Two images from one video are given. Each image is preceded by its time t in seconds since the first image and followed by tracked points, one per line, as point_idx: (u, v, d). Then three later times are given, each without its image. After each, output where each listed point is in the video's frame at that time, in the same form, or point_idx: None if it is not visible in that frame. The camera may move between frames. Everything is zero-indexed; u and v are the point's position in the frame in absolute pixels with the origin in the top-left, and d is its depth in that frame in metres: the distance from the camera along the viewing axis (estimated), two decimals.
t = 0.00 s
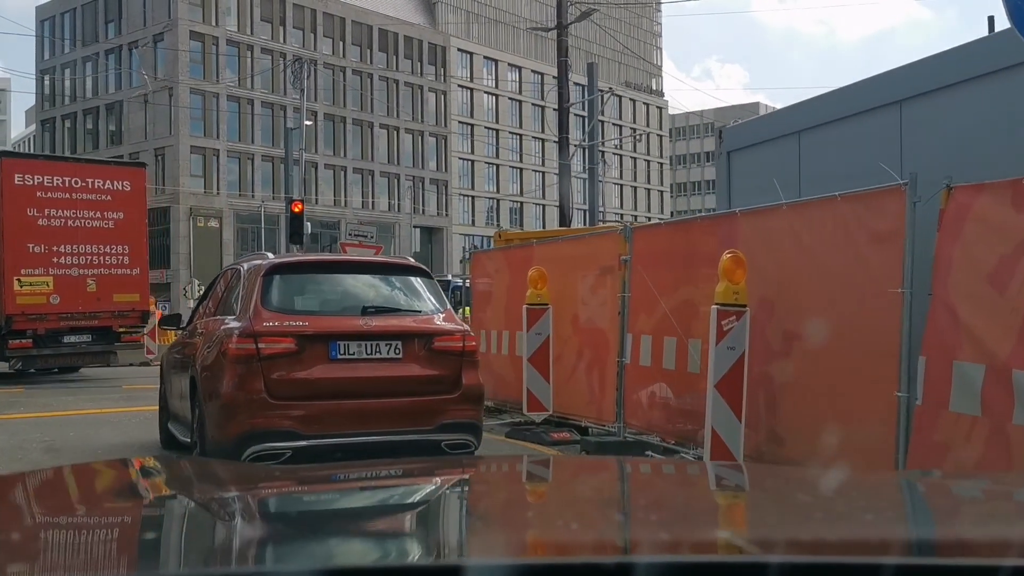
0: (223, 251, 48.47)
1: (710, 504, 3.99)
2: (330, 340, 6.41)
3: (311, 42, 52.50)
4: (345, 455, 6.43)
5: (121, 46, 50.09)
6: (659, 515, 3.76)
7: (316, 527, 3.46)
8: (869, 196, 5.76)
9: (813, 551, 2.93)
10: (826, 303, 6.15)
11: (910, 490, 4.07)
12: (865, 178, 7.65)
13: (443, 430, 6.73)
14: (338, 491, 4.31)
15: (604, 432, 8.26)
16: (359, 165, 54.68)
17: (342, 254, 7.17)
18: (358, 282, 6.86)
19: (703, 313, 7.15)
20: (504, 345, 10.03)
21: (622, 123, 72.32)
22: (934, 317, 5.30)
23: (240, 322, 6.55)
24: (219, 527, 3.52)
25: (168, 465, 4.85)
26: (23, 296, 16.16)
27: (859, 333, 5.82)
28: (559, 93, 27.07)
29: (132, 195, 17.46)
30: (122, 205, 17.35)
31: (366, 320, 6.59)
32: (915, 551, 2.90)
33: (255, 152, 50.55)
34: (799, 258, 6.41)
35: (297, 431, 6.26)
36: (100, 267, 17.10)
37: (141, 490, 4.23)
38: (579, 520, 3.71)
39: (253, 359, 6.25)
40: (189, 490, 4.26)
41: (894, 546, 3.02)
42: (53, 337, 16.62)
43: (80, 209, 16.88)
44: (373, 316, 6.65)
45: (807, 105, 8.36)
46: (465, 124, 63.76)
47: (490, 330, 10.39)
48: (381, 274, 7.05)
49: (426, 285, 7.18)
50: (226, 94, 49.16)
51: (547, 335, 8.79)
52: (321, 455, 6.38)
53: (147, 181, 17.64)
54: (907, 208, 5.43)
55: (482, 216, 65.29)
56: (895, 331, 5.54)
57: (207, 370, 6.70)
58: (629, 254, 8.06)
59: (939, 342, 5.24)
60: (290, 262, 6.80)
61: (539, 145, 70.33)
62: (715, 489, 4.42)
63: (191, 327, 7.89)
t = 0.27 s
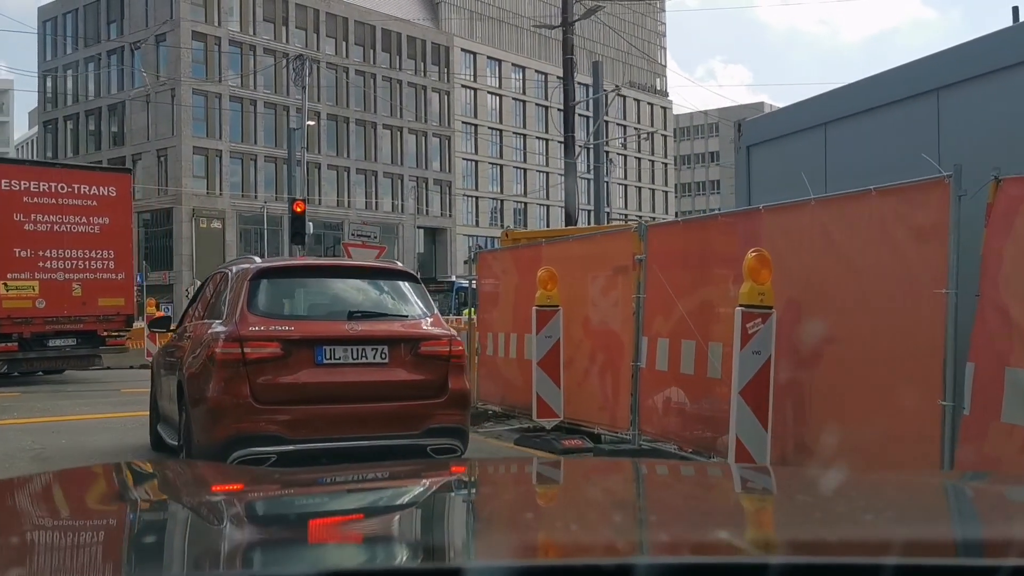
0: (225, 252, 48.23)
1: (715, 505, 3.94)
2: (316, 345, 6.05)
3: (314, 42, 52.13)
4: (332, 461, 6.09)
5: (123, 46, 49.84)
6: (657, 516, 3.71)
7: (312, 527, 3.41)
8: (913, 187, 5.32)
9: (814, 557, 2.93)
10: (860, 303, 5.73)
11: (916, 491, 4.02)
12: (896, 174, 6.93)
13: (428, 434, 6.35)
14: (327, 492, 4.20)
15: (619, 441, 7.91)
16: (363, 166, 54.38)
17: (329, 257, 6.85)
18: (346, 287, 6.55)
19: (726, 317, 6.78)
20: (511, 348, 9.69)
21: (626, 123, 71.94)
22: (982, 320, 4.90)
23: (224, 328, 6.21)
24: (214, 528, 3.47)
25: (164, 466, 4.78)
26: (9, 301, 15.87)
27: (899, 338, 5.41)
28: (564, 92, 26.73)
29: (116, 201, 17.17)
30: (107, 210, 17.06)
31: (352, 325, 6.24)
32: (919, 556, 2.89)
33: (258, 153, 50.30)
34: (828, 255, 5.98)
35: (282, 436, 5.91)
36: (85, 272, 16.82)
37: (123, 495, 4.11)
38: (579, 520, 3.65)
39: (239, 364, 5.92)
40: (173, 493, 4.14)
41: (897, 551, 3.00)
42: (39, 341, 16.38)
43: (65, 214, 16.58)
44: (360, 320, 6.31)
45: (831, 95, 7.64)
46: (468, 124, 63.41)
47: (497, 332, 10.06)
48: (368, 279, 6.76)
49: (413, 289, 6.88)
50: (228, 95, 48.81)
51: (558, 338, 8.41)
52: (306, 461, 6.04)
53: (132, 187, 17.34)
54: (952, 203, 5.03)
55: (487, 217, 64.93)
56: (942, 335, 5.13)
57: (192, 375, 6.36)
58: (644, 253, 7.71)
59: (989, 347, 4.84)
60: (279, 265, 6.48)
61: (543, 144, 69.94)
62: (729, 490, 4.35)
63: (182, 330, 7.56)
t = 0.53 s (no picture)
0: (228, 254, 47.99)
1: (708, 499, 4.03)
2: (302, 346, 5.91)
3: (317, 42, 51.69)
4: (319, 462, 5.95)
5: (126, 47, 49.62)
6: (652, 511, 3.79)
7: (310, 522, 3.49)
8: (956, 179, 4.89)
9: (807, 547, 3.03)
10: (900, 306, 5.23)
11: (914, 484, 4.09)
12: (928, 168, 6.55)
13: (416, 438, 6.17)
14: (316, 493, 4.27)
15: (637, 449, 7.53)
16: (366, 167, 54.09)
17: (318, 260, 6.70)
18: (335, 289, 6.40)
19: (749, 319, 6.40)
20: (520, 351, 9.33)
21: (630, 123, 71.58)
22: None
23: (211, 328, 6.06)
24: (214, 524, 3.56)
25: (163, 469, 4.92)
26: None
27: (936, 339, 5.00)
28: (571, 91, 26.41)
29: (107, 208, 16.87)
30: (98, 218, 16.77)
31: (338, 327, 6.07)
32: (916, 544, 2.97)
33: (261, 154, 50.09)
34: (862, 253, 5.48)
35: (269, 439, 5.76)
36: (73, 277, 16.54)
37: (117, 497, 4.17)
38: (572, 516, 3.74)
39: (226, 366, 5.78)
40: (164, 496, 4.20)
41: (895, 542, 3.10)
42: (25, 345, 16.12)
43: (55, 220, 16.29)
44: (347, 322, 6.15)
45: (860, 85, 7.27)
46: (472, 125, 63.07)
47: (506, 335, 9.70)
48: (355, 281, 6.60)
49: (401, 290, 6.72)
50: (231, 95, 48.58)
51: (568, 342, 8.11)
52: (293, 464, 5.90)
53: (123, 195, 17.06)
54: (1007, 195, 4.60)
55: (490, 217, 64.57)
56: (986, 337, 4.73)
57: (179, 378, 6.18)
58: (660, 253, 7.36)
59: None
60: (267, 267, 6.33)
61: (548, 145, 69.60)
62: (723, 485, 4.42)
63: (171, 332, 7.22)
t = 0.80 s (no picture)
0: (232, 255, 47.70)
1: (715, 507, 3.97)
2: (292, 350, 5.62)
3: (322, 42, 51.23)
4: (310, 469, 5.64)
5: (129, 47, 49.32)
6: (654, 520, 3.74)
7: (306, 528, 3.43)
8: (1014, 169, 4.46)
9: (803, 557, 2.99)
10: (945, 307, 4.84)
11: (917, 493, 4.05)
12: (957, 162, 6.04)
13: (407, 443, 5.92)
14: (307, 496, 4.15)
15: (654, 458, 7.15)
16: (370, 167, 53.68)
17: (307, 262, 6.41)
18: (326, 291, 6.12)
19: (776, 324, 6.00)
20: (530, 355, 8.95)
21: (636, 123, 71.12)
22: None
23: (199, 332, 5.77)
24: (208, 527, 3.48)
25: (148, 471, 4.70)
26: None
27: (985, 346, 4.59)
28: (577, 89, 26.04)
29: (93, 214, 16.68)
30: (83, 224, 16.59)
31: (329, 330, 5.79)
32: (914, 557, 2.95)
33: (265, 154, 49.78)
34: (904, 250, 5.09)
35: (257, 444, 5.46)
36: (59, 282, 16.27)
37: (103, 501, 4.00)
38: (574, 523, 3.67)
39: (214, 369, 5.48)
40: (151, 500, 4.03)
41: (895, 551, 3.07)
42: (10, 349, 15.83)
43: (41, 225, 16.06)
44: (338, 325, 5.86)
45: (887, 71, 6.74)
46: (477, 125, 62.62)
47: (515, 338, 9.32)
48: (346, 283, 6.31)
49: (392, 292, 6.45)
50: (234, 95, 48.24)
51: (582, 345, 7.71)
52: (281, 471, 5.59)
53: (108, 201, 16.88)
54: None
55: (495, 218, 64.15)
56: None
57: (166, 384, 5.85)
58: (680, 252, 6.97)
59: None
60: (256, 269, 6.03)
61: (552, 145, 69.19)
62: (728, 491, 4.38)
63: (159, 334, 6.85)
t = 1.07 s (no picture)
0: (237, 256, 47.41)
1: (746, 513, 3.59)
2: (283, 353, 5.43)
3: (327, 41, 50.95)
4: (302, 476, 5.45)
5: (132, 47, 49.05)
6: (680, 527, 3.37)
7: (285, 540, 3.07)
8: None
9: (806, 561, 2.70)
10: (1002, 309, 4.44)
11: (960, 498, 3.68)
12: (1008, 151, 5.59)
13: (403, 448, 5.71)
14: (293, 505, 3.75)
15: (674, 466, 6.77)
16: (376, 167, 53.36)
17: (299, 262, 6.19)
18: (318, 292, 5.90)
19: (809, 323, 5.61)
20: (542, 359, 8.56)
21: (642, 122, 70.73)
22: None
23: (188, 334, 5.55)
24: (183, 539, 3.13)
25: (136, 475, 4.38)
26: None
27: None
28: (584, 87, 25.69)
29: (76, 218, 16.72)
30: (67, 227, 16.61)
31: (321, 332, 5.59)
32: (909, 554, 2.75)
33: (270, 154, 49.49)
34: (958, 246, 4.68)
35: (248, 450, 5.28)
36: (44, 285, 16.27)
37: (69, 513, 3.61)
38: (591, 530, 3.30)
39: (203, 372, 5.28)
40: (126, 510, 3.65)
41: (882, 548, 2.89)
42: None
43: (25, 229, 16.07)
44: (330, 327, 5.65)
45: (935, 53, 6.31)
46: (482, 125, 62.26)
47: (526, 340, 8.93)
48: (338, 283, 6.09)
49: (385, 293, 6.21)
50: (239, 95, 48.03)
51: (598, 347, 7.35)
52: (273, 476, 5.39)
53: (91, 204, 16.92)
54: None
55: (501, 218, 63.78)
56: None
57: (154, 389, 5.66)
58: (704, 249, 6.55)
59: None
60: (246, 270, 5.83)
61: (558, 144, 68.83)
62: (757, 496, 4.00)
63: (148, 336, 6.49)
